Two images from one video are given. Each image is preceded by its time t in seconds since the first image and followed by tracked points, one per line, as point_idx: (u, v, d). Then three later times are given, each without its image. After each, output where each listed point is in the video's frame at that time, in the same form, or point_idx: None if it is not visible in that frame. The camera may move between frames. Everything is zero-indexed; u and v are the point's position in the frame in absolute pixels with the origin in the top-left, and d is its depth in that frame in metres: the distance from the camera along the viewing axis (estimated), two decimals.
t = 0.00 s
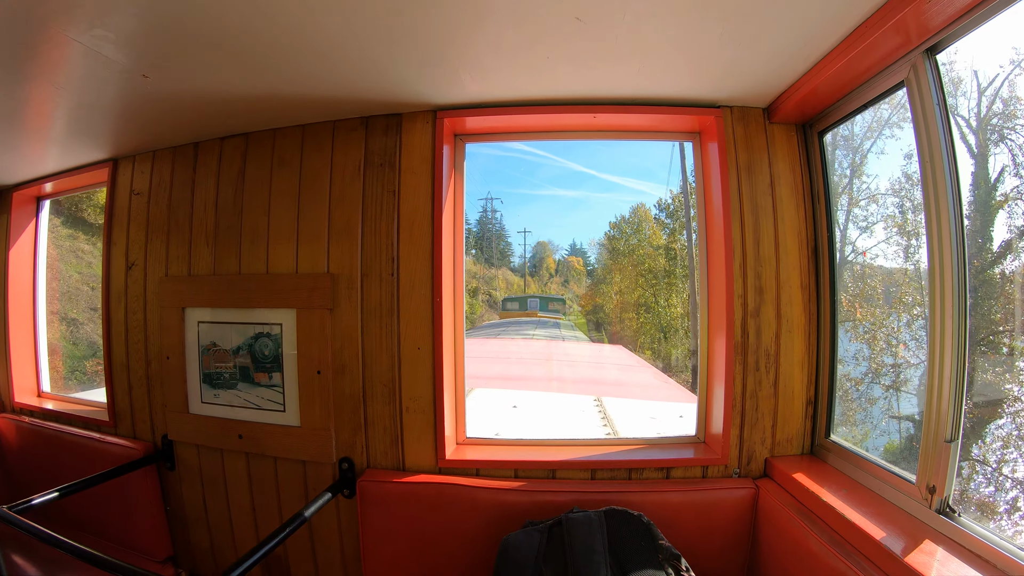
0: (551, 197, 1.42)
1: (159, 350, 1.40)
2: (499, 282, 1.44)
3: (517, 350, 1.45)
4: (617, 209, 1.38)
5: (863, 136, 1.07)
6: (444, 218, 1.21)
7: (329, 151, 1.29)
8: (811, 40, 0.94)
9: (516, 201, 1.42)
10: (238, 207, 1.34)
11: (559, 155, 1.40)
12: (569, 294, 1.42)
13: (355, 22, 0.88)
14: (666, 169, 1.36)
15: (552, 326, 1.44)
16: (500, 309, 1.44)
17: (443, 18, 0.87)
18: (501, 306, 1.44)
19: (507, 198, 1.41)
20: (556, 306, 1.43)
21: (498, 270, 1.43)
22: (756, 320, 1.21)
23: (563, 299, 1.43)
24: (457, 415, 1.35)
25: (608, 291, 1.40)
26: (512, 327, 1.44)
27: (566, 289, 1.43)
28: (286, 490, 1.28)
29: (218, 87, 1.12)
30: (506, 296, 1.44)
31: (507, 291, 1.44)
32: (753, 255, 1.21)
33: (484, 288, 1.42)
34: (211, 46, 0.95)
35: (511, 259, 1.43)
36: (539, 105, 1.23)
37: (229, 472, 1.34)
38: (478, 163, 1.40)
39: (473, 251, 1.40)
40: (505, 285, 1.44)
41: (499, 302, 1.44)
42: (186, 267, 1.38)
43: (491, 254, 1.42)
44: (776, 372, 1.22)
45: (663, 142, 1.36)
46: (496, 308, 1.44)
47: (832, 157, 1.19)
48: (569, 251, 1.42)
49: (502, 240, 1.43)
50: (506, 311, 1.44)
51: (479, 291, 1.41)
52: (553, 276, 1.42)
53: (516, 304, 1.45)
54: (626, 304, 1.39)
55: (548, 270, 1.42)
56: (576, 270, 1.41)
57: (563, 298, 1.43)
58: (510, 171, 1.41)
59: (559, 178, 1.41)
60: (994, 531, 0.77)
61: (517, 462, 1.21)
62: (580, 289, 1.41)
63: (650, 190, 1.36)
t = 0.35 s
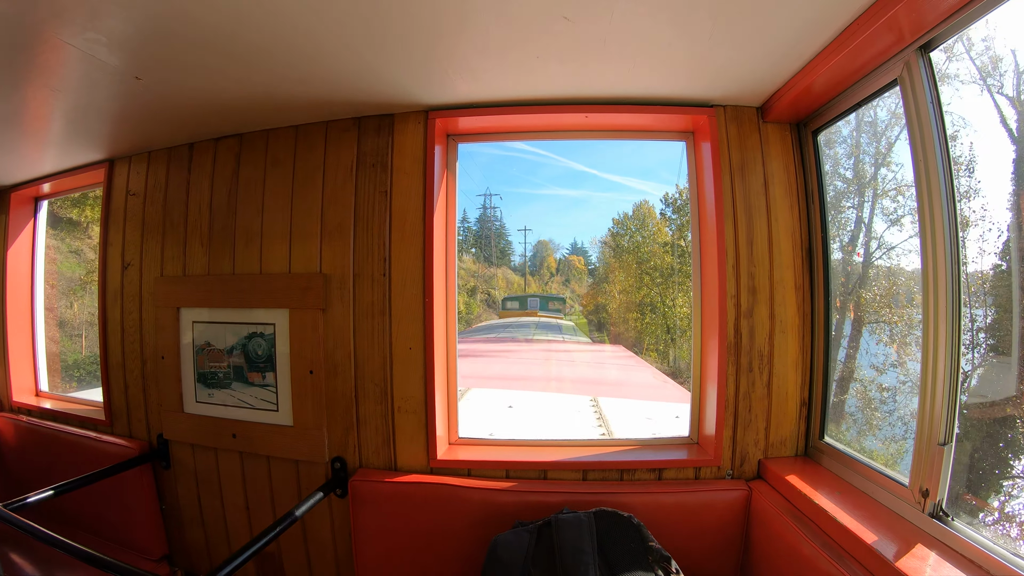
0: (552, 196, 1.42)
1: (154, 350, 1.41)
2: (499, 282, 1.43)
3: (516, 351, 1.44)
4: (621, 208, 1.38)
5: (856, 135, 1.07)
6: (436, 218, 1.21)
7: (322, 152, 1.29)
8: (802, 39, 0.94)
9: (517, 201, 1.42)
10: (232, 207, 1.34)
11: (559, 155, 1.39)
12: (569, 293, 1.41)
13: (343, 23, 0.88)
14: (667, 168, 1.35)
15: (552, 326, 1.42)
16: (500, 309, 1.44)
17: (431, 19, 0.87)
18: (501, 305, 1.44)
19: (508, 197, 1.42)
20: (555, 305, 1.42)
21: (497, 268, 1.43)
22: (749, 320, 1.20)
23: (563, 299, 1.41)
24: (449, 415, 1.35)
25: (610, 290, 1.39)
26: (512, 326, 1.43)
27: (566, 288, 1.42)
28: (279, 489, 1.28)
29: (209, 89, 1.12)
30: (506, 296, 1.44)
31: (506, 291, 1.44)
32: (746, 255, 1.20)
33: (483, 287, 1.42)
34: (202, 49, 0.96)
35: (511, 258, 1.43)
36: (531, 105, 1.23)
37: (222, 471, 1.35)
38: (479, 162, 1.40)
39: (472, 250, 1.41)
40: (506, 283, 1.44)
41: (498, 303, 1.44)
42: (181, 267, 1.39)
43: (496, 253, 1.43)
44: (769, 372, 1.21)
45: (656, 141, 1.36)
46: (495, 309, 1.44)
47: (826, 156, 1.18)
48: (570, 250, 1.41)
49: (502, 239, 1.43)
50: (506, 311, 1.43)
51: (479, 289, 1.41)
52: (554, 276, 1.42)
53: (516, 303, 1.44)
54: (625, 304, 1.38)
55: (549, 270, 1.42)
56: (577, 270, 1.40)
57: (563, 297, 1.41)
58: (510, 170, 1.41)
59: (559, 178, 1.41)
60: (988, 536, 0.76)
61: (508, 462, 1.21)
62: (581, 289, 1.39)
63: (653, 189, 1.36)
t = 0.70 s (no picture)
0: (552, 196, 1.41)
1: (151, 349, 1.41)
2: (499, 282, 1.43)
3: (517, 351, 1.43)
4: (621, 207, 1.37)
5: (856, 133, 1.06)
6: (433, 217, 1.21)
7: (319, 150, 1.28)
8: (802, 36, 0.93)
9: (518, 201, 1.42)
10: (230, 206, 1.34)
11: (560, 155, 1.39)
12: (571, 293, 1.40)
13: (339, 21, 0.87)
14: (667, 167, 1.34)
15: (552, 326, 1.41)
16: (500, 309, 1.43)
17: (427, 17, 0.86)
18: (501, 306, 1.43)
19: (509, 197, 1.41)
20: (555, 306, 1.41)
21: (496, 267, 1.42)
22: (749, 320, 1.19)
23: (565, 299, 1.40)
24: (446, 415, 1.34)
25: (612, 290, 1.38)
26: (513, 326, 1.43)
27: (568, 288, 1.41)
28: (276, 489, 1.28)
29: (206, 87, 1.12)
30: (506, 297, 1.43)
31: (506, 291, 1.43)
32: (746, 255, 1.19)
33: (482, 287, 1.41)
34: (199, 47, 0.95)
35: (512, 258, 1.42)
36: (529, 102, 1.22)
37: (219, 470, 1.34)
38: (480, 162, 1.40)
39: (473, 249, 1.41)
40: (506, 283, 1.43)
41: (497, 303, 1.43)
42: (178, 266, 1.39)
43: (496, 252, 1.42)
44: (769, 372, 1.20)
45: (655, 139, 1.35)
46: (495, 309, 1.43)
47: (827, 154, 1.17)
48: (572, 250, 1.40)
49: (502, 238, 1.42)
50: (506, 311, 1.43)
51: (476, 289, 1.40)
52: (555, 276, 1.41)
53: (517, 303, 1.44)
54: (626, 304, 1.37)
55: (551, 270, 1.41)
56: (578, 270, 1.39)
57: (565, 297, 1.41)
58: (511, 170, 1.40)
59: (560, 178, 1.40)
60: (993, 539, 0.75)
61: (506, 462, 1.20)
62: (583, 289, 1.39)
63: (653, 189, 1.34)
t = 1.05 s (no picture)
0: (554, 196, 1.41)
1: (152, 349, 1.41)
2: (499, 281, 1.43)
3: (516, 350, 1.46)
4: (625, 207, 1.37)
5: (853, 133, 1.06)
6: (432, 218, 1.21)
7: (319, 151, 1.29)
8: (800, 36, 0.93)
9: (520, 201, 1.42)
10: (230, 206, 1.34)
11: (563, 155, 1.39)
12: (573, 293, 1.40)
13: (337, 22, 0.88)
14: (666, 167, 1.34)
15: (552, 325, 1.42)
16: (500, 309, 1.44)
17: (425, 17, 0.86)
18: (501, 306, 1.44)
19: (511, 197, 1.42)
20: (558, 305, 1.41)
21: (496, 267, 1.43)
22: (748, 319, 1.19)
23: (567, 299, 1.40)
24: (445, 415, 1.35)
25: (614, 290, 1.38)
26: (513, 326, 1.44)
27: (569, 288, 1.41)
28: (276, 489, 1.28)
29: (205, 88, 1.12)
30: (506, 296, 1.44)
31: (507, 291, 1.44)
32: (745, 254, 1.19)
33: (481, 286, 1.42)
34: (198, 48, 0.96)
35: (513, 258, 1.42)
36: (528, 102, 1.22)
37: (220, 470, 1.34)
38: (482, 161, 1.40)
39: (473, 248, 1.41)
40: (508, 283, 1.43)
41: (498, 303, 1.44)
42: (178, 266, 1.39)
43: (497, 252, 1.43)
44: (768, 372, 1.20)
45: (654, 139, 1.35)
46: (494, 309, 1.44)
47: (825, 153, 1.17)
48: (573, 250, 1.40)
49: (503, 238, 1.42)
50: (508, 311, 1.44)
51: (475, 289, 1.41)
52: (556, 275, 1.41)
53: (518, 303, 1.44)
54: (627, 304, 1.38)
55: (553, 269, 1.42)
56: (580, 270, 1.39)
57: (566, 297, 1.41)
58: (513, 170, 1.41)
59: (563, 178, 1.41)
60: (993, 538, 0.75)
61: (505, 462, 1.20)
62: (584, 289, 1.39)
63: (655, 189, 1.35)
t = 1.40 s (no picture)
0: (557, 197, 1.42)
1: (158, 351, 1.41)
2: (499, 281, 1.45)
3: (521, 351, 1.47)
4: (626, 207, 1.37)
5: (859, 137, 1.07)
6: (439, 220, 1.21)
7: (326, 153, 1.29)
8: (808, 40, 0.93)
9: (522, 201, 1.44)
10: (236, 208, 1.34)
11: (564, 155, 1.39)
12: (574, 293, 1.42)
13: (347, 24, 0.88)
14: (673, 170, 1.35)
15: (553, 325, 1.45)
16: (500, 309, 1.45)
17: (436, 20, 0.86)
18: (502, 306, 1.45)
19: (513, 198, 1.43)
20: (559, 306, 1.43)
21: (501, 268, 1.43)
22: (755, 321, 1.20)
23: (569, 299, 1.42)
24: (453, 417, 1.35)
25: (617, 291, 1.39)
26: (515, 325, 1.46)
27: (570, 288, 1.42)
28: (284, 491, 1.28)
29: (213, 89, 1.12)
30: (507, 296, 1.45)
31: (508, 291, 1.46)
32: (752, 257, 1.20)
33: (481, 286, 1.41)
34: (207, 49, 0.95)
35: (513, 257, 1.43)
36: (535, 105, 1.23)
37: (227, 472, 1.34)
38: (483, 163, 1.40)
39: (472, 248, 1.40)
40: (508, 283, 1.45)
41: (497, 303, 1.45)
42: (184, 268, 1.39)
43: (496, 251, 1.43)
44: (775, 374, 1.21)
45: (661, 142, 1.36)
46: (494, 309, 1.44)
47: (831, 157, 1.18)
48: (575, 249, 1.41)
49: (503, 238, 1.43)
50: (510, 311, 1.46)
51: (474, 289, 1.40)
52: (558, 275, 1.43)
53: (519, 303, 1.46)
54: (633, 305, 1.38)
55: (555, 268, 1.42)
56: (582, 270, 1.40)
57: (567, 297, 1.42)
58: (515, 171, 1.41)
59: (564, 178, 1.42)
60: (996, 537, 0.76)
61: (513, 464, 1.21)
62: (587, 290, 1.40)
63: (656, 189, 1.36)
